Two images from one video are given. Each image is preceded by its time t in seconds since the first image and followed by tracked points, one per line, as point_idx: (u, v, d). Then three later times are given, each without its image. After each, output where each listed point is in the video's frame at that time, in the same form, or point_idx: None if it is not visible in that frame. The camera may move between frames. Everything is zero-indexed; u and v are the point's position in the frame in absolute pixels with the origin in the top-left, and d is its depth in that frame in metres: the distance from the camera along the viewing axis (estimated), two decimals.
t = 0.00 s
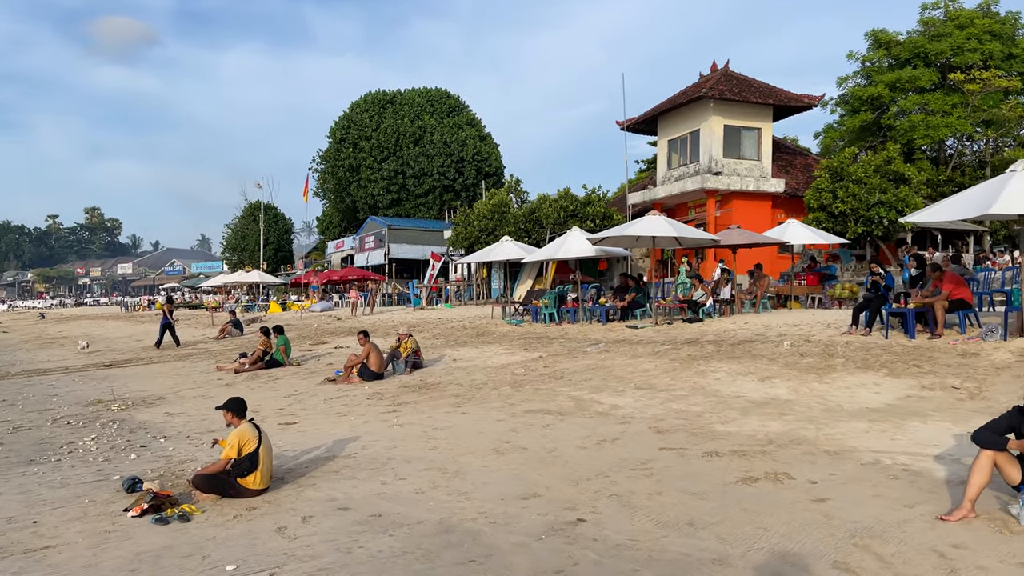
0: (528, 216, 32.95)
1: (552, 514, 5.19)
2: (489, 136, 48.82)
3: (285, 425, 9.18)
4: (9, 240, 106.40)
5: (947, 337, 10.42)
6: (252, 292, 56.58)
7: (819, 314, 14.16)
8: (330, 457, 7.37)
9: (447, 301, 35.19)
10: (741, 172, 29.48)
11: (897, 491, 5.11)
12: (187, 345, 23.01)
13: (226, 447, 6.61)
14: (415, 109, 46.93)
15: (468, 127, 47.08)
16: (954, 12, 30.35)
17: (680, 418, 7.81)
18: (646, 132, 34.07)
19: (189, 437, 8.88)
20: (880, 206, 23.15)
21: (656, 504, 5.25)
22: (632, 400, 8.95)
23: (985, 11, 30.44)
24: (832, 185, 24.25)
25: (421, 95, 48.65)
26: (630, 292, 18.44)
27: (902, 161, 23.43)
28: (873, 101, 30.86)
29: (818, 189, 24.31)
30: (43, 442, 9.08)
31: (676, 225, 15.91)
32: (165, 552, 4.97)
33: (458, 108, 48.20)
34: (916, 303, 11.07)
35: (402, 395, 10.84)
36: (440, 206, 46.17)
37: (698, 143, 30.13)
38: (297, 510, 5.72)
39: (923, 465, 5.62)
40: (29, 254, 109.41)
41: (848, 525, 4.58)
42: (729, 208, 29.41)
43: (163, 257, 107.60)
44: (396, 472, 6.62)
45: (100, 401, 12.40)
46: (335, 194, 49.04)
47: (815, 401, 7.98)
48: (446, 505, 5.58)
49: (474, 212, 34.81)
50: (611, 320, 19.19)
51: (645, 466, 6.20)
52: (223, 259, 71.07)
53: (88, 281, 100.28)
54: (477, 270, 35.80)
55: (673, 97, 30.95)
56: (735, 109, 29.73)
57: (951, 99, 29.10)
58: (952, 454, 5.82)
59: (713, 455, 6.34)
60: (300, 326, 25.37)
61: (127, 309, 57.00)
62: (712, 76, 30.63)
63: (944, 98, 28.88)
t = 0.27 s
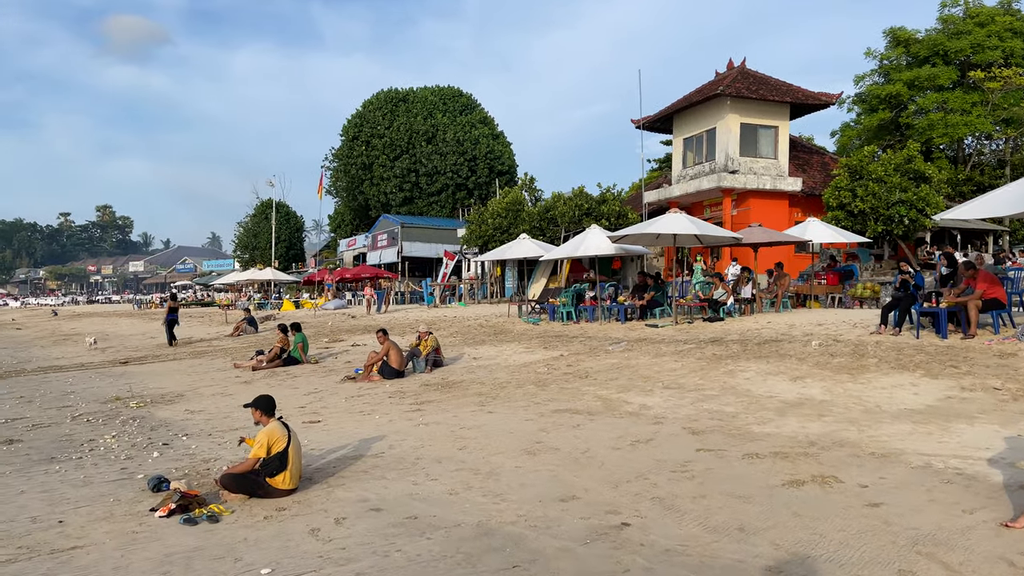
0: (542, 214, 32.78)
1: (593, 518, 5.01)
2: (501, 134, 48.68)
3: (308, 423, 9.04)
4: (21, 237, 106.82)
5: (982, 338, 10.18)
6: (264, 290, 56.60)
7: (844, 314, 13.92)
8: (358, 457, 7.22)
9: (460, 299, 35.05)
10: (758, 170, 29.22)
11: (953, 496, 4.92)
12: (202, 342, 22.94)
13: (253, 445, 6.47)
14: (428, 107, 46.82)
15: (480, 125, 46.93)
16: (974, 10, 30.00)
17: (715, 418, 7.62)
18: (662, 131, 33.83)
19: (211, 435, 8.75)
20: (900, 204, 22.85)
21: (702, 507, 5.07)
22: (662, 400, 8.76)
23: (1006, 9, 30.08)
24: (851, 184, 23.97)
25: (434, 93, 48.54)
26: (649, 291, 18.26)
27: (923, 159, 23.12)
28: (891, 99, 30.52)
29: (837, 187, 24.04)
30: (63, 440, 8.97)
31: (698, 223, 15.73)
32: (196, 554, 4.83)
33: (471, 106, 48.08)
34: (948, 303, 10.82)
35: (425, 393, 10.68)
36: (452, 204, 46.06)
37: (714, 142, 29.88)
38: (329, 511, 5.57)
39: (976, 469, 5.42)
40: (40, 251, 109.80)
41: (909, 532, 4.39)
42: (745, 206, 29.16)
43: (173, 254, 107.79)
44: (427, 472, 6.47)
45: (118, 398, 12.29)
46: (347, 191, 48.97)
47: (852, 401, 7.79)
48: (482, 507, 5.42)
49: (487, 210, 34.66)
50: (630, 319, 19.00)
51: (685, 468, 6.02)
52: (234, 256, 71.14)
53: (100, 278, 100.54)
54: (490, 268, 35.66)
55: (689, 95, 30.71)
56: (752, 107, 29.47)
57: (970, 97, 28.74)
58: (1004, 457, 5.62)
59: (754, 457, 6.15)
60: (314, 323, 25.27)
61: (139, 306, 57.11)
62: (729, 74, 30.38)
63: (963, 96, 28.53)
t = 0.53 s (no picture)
0: (552, 214, 32.58)
1: (632, 528, 4.84)
2: (509, 134, 48.52)
3: (326, 426, 8.88)
4: (28, 236, 107.00)
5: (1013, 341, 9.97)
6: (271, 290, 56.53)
7: (864, 317, 13.72)
8: (380, 462, 7.04)
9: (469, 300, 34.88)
10: (770, 170, 29.00)
11: (1007, 507, 4.73)
12: (212, 342, 22.82)
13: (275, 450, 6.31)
14: (436, 107, 46.69)
15: (488, 125, 46.78)
16: (989, 9, 29.73)
17: (745, 423, 7.43)
18: (672, 130, 33.61)
19: (228, 438, 8.59)
20: (916, 205, 22.61)
21: (745, 518, 4.88)
22: (688, 404, 8.58)
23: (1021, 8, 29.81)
24: (866, 184, 23.75)
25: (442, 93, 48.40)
26: (663, 291, 18.07)
27: (940, 159, 22.88)
28: (905, 99, 30.28)
29: (852, 188, 23.82)
30: (78, 441, 8.82)
31: (715, 223, 15.55)
32: (222, 564, 4.66)
33: (479, 106, 47.94)
34: (977, 305, 10.60)
35: (442, 396, 10.52)
36: (461, 204, 45.93)
37: (726, 142, 29.66)
38: (356, 519, 5.41)
39: None
40: (47, 250, 109.94)
41: (967, 545, 4.20)
42: (757, 207, 28.93)
43: (180, 254, 107.74)
44: (453, 479, 6.29)
45: (130, 399, 12.16)
46: (355, 191, 48.86)
47: (886, 406, 7.59)
48: (515, 515, 5.24)
49: (497, 210, 34.48)
50: (644, 320, 18.81)
51: (721, 475, 5.84)
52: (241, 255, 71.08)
53: (106, 277, 100.59)
54: (499, 269, 35.50)
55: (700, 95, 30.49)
56: (764, 107, 29.23)
57: (985, 97, 28.47)
58: None
59: (792, 464, 5.96)
60: (324, 323, 25.14)
61: (147, 305, 57.10)
62: (741, 73, 30.15)
63: (978, 95, 28.26)
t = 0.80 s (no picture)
0: (562, 213, 32.29)
1: (674, 535, 4.63)
2: (516, 133, 48.30)
3: (343, 427, 8.68)
4: (34, 236, 107.08)
5: None
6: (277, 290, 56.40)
7: (885, 318, 13.49)
8: (402, 464, 6.84)
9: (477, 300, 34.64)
10: (782, 170, 28.74)
11: None
12: (220, 342, 22.65)
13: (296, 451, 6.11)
14: (443, 106, 46.49)
15: (496, 124, 46.56)
16: (1003, 7, 29.42)
17: (777, 425, 7.21)
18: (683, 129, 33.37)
19: (243, 439, 8.40)
20: (932, 204, 22.33)
21: (792, 524, 4.67)
22: (714, 405, 8.36)
23: None
24: (881, 183, 23.49)
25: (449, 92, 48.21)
26: (677, 291, 17.84)
27: (956, 158, 22.60)
28: (918, 98, 30.01)
29: (866, 187, 23.57)
30: (90, 442, 8.63)
31: (732, 221, 15.32)
32: (247, 571, 4.47)
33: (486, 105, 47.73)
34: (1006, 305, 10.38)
35: (459, 396, 10.32)
36: (468, 203, 45.72)
37: (737, 141, 29.41)
38: (383, 524, 5.21)
39: None
40: (53, 250, 110.02)
41: None
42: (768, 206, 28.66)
43: (185, 254, 107.70)
44: (480, 482, 6.09)
45: (141, 399, 11.97)
46: (362, 191, 48.69)
47: (922, 408, 7.37)
48: (549, 521, 5.04)
49: (505, 210, 34.23)
50: (658, 320, 18.58)
51: (759, 478, 5.63)
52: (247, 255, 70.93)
53: (112, 277, 100.55)
54: (507, 268, 35.28)
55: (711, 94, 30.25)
56: (776, 106, 28.98)
57: (1000, 95, 28.17)
58: None
59: (832, 469, 5.74)
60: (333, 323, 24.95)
61: (153, 305, 57.00)
62: (752, 72, 29.90)
63: (992, 94, 27.96)
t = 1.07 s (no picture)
0: (573, 214, 31.85)
1: (723, 550, 4.44)
2: (524, 134, 48.11)
3: (364, 432, 8.50)
4: (41, 236, 107.24)
5: None
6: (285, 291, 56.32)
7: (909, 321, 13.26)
8: (428, 471, 6.66)
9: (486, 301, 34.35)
10: (795, 170, 28.50)
11: None
12: (231, 343, 22.51)
13: (322, 457, 5.93)
14: (451, 107, 46.34)
15: (504, 125, 46.37)
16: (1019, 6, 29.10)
17: (813, 432, 7.01)
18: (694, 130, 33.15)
19: (262, 443, 8.22)
20: (950, 205, 22.07)
21: (845, 539, 4.47)
22: (745, 411, 8.15)
23: None
24: (897, 184, 23.24)
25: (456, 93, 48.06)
26: (693, 293, 17.64)
27: (973, 159, 22.34)
28: (933, 97, 29.73)
29: (883, 188, 23.33)
30: (107, 446, 8.48)
31: (751, 222, 15.13)
32: None
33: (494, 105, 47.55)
34: None
35: (479, 400, 10.12)
36: (476, 204, 45.54)
37: (750, 141, 29.17)
38: (414, 535, 5.03)
39: None
40: (60, 250, 110.21)
41: None
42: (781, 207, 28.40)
43: (192, 254, 107.76)
44: (511, 491, 5.90)
45: (155, 401, 11.82)
46: (370, 191, 48.57)
47: (961, 415, 7.16)
48: (588, 534, 4.85)
49: (515, 210, 33.92)
50: (673, 323, 18.37)
51: (803, 489, 5.43)
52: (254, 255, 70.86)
53: (119, 278, 100.65)
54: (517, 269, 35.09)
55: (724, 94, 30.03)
56: (790, 105, 28.74)
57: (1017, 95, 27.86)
58: None
59: (878, 479, 5.53)
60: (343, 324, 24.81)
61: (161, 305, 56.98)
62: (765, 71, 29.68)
63: (1008, 94, 27.66)
